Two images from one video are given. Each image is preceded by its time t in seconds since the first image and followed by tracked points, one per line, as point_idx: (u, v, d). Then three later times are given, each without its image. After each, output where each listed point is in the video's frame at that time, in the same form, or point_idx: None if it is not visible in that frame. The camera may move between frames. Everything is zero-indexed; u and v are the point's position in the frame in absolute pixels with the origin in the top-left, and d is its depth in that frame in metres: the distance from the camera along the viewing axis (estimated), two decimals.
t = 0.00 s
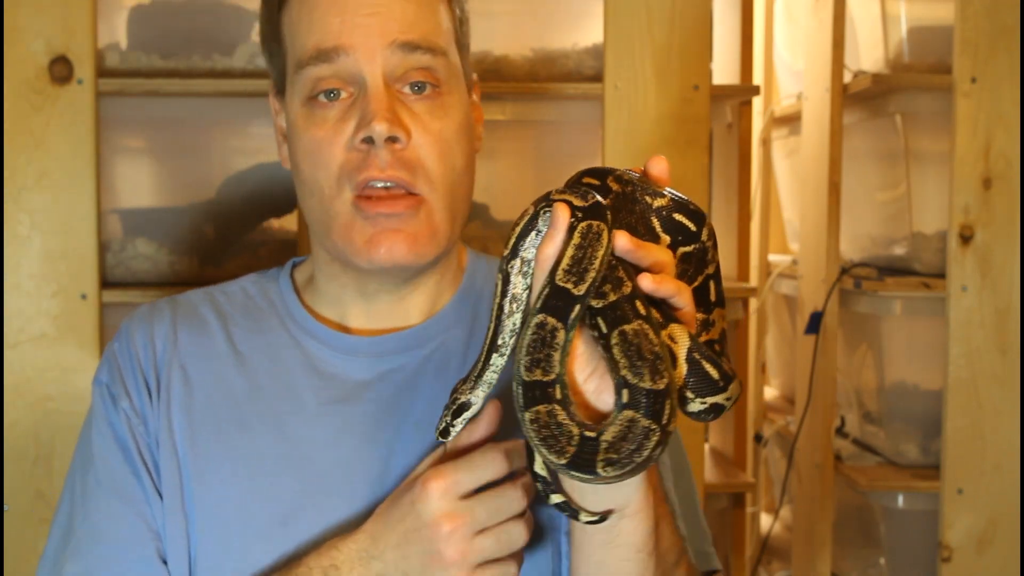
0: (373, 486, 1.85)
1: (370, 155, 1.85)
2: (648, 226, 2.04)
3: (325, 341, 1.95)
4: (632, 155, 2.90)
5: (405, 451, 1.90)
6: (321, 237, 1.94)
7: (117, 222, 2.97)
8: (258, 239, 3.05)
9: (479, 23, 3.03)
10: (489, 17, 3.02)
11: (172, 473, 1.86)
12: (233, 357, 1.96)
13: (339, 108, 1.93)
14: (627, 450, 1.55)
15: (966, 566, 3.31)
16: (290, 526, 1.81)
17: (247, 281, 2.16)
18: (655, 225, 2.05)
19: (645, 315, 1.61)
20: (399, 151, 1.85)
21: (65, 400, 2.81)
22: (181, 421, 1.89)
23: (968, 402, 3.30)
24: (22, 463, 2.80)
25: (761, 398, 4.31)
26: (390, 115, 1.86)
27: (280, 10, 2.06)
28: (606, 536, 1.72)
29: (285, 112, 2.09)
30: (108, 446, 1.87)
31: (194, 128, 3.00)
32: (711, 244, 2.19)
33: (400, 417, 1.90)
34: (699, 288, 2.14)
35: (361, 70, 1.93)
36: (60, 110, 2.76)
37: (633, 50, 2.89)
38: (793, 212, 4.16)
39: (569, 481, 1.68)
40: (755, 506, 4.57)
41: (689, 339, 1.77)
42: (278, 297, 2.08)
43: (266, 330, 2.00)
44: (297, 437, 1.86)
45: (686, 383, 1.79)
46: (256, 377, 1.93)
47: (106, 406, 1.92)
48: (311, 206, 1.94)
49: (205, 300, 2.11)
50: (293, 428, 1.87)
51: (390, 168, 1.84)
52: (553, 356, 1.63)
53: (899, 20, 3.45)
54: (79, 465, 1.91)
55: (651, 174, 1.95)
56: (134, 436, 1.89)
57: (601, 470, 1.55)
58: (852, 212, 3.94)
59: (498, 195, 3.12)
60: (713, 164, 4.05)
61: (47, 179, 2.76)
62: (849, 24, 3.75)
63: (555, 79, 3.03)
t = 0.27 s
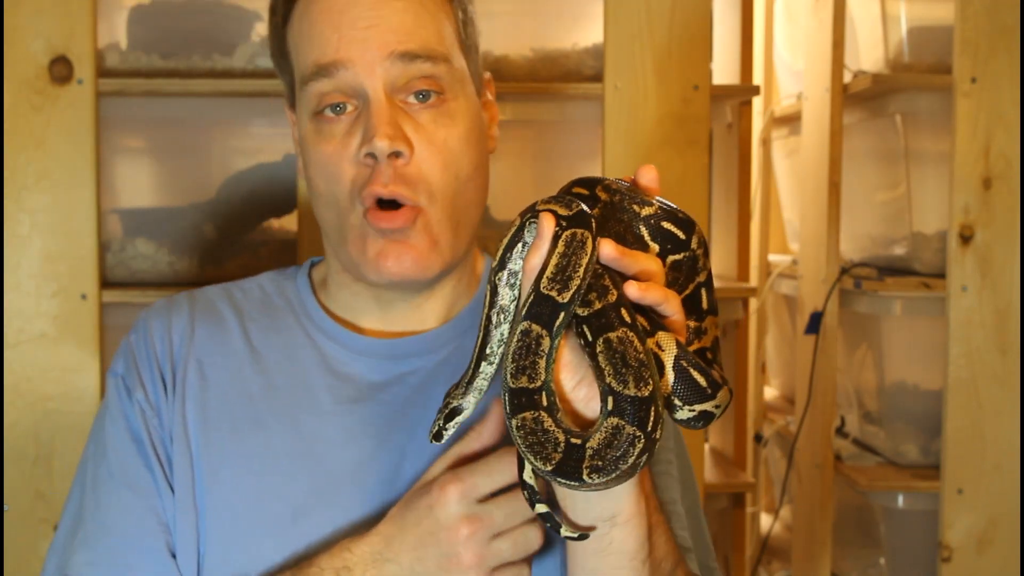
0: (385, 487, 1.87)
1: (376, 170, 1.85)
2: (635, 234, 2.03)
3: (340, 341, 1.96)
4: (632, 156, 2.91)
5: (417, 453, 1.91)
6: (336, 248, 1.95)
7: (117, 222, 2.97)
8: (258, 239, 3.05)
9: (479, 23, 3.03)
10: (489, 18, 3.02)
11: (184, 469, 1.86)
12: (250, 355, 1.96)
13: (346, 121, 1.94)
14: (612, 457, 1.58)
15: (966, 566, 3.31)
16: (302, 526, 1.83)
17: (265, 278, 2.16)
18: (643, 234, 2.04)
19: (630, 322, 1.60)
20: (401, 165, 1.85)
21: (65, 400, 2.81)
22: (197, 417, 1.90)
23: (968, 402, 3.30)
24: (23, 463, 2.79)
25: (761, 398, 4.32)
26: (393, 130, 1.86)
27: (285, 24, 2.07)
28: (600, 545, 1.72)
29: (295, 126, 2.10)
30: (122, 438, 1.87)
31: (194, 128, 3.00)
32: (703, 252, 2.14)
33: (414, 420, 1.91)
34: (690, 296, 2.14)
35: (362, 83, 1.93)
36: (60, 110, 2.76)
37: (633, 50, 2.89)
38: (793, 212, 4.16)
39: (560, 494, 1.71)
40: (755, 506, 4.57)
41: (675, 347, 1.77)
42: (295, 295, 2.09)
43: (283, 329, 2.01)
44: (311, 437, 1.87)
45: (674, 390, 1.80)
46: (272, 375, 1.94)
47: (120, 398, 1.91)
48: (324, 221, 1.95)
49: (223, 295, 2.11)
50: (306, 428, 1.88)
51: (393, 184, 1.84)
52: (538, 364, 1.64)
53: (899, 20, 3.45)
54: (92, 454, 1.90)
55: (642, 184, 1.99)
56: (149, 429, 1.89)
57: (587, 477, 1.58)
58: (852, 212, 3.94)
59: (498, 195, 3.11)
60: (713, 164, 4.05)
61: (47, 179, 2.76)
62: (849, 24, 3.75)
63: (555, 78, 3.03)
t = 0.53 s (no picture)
0: (386, 489, 1.86)
1: (381, 158, 1.85)
2: (646, 242, 2.04)
3: (344, 341, 1.96)
4: (632, 156, 2.91)
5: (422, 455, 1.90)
6: (339, 240, 1.95)
7: (117, 222, 2.97)
8: (258, 239, 3.04)
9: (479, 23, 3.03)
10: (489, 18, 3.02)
11: (186, 469, 1.87)
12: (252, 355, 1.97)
13: (353, 110, 1.94)
14: (619, 469, 1.57)
15: (966, 566, 3.31)
16: (303, 527, 1.82)
17: (270, 277, 2.17)
18: (654, 242, 2.04)
19: (638, 332, 1.62)
20: (408, 153, 1.86)
21: (65, 400, 2.81)
22: (197, 418, 1.90)
23: (968, 402, 3.30)
24: (23, 463, 2.80)
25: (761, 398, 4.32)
26: (400, 118, 1.87)
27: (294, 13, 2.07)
28: (605, 555, 1.72)
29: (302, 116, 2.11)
30: (123, 439, 1.89)
31: (194, 128, 3.00)
32: (715, 260, 2.13)
33: (418, 421, 1.90)
34: (701, 305, 2.16)
35: (370, 71, 1.93)
36: (61, 110, 2.76)
37: (633, 50, 2.89)
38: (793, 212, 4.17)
39: (568, 505, 1.71)
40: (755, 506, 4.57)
41: (685, 359, 1.76)
42: (299, 294, 2.10)
43: (286, 328, 2.01)
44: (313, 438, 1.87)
45: (683, 403, 1.80)
46: (274, 375, 1.94)
47: (124, 397, 1.93)
48: (330, 212, 1.96)
49: (226, 293, 2.12)
50: (309, 427, 1.88)
51: (399, 171, 1.84)
52: (545, 374, 1.64)
53: (899, 20, 3.45)
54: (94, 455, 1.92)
55: (652, 192, 2.05)
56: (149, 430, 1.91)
57: (594, 490, 1.56)
58: (852, 212, 3.94)
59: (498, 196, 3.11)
60: (713, 164, 4.05)
61: (47, 179, 2.76)
62: (849, 23, 3.75)
63: (556, 78, 3.03)
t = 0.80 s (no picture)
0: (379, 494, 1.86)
1: (381, 150, 1.85)
2: (645, 242, 2.05)
3: (334, 344, 1.96)
4: (632, 156, 2.91)
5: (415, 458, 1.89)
6: (331, 232, 1.94)
7: (117, 222, 2.97)
8: (258, 239, 3.05)
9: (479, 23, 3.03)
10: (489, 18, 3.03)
11: (176, 480, 1.87)
12: (243, 361, 1.97)
13: (353, 102, 1.94)
14: (637, 478, 1.59)
15: (966, 566, 3.31)
16: (299, 534, 1.83)
17: (261, 282, 2.18)
18: (653, 241, 2.05)
19: (647, 338, 1.61)
20: (409, 146, 1.85)
21: (65, 400, 2.81)
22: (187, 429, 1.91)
23: (968, 402, 3.30)
24: (23, 463, 2.80)
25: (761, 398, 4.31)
26: (402, 111, 1.87)
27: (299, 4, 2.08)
28: (618, 559, 1.73)
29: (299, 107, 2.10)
30: (113, 454, 1.90)
31: (194, 128, 3.00)
32: (712, 256, 2.16)
33: (411, 424, 1.90)
34: (702, 300, 2.16)
35: (374, 65, 1.94)
36: (61, 111, 2.77)
37: (633, 50, 2.89)
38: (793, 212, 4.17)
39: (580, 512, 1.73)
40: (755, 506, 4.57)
41: (692, 359, 1.78)
42: (291, 298, 2.10)
43: (278, 333, 2.01)
44: (307, 443, 1.87)
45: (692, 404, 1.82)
46: (264, 380, 1.94)
47: (113, 411, 1.95)
48: (320, 201, 1.94)
49: (218, 300, 2.12)
50: (301, 432, 1.88)
51: (399, 165, 1.84)
52: (551, 391, 1.63)
53: (899, 20, 3.45)
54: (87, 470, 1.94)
55: (646, 189, 2.05)
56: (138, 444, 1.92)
57: (614, 501, 1.59)
58: (852, 212, 3.94)
59: (498, 195, 3.11)
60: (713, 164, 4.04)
61: (47, 179, 2.76)
62: (849, 23, 3.75)
63: (555, 78, 3.03)
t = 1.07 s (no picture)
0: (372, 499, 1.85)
1: (374, 155, 1.85)
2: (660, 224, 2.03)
3: (328, 349, 1.95)
4: (633, 156, 2.91)
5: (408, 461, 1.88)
6: (324, 236, 1.94)
7: (117, 222, 2.97)
8: (258, 239, 3.05)
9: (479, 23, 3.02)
10: (489, 18, 3.02)
11: (167, 487, 1.87)
12: (233, 365, 1.96)
13: (346, 106, 1.94)
14: (661, 448, 1.56)
15: (966, 566, 3.31)
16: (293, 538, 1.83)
17: (253, 285, 2.16)
18: (668, 223, 2.07)
19: (665, 310, 1.61)
20: (402, 151, 1.86)
21: (65, 400, 2.81)
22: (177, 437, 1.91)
23: (968, 402, 3.30)
24: (23, 463, 2.80)
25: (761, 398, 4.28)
26: (396, 115, 1.87)
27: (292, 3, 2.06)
28: (632, 541, 1.73)
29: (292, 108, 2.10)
30: (103, 464, 1.91)
31: (194, 129, 3.00)
32: (723, 242, 2.23)
33: (405, 426, 1.89)
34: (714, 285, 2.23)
35: (369, 69, 1.93)
36: (61, 110, 2.76)
37: (634, 50, 2.89)
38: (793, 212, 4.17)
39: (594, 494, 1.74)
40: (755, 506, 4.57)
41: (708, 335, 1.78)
42: (283, 301, 2.08)
43: (269, 336, 2.00)
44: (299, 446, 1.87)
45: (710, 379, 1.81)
46: (257, 386, 1.94)
47: (102, 424, 1.96)
48: (313, 204, 1.94)
49: (208, 304, 2.11)
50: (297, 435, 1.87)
51: (393, 168, 1.85)
52: (568, 369, 1.61)
53: (899, 20, 3.45)
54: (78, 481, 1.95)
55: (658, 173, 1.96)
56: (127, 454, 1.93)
57: (637, 473, 1.56)
58: (852, 212, 3.94)
59: (498, 195, 3.11)
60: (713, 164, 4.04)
61: (47, 179, 2.76)
62: (849, 24, 3.75)
63: (556, 78, 3.03)
